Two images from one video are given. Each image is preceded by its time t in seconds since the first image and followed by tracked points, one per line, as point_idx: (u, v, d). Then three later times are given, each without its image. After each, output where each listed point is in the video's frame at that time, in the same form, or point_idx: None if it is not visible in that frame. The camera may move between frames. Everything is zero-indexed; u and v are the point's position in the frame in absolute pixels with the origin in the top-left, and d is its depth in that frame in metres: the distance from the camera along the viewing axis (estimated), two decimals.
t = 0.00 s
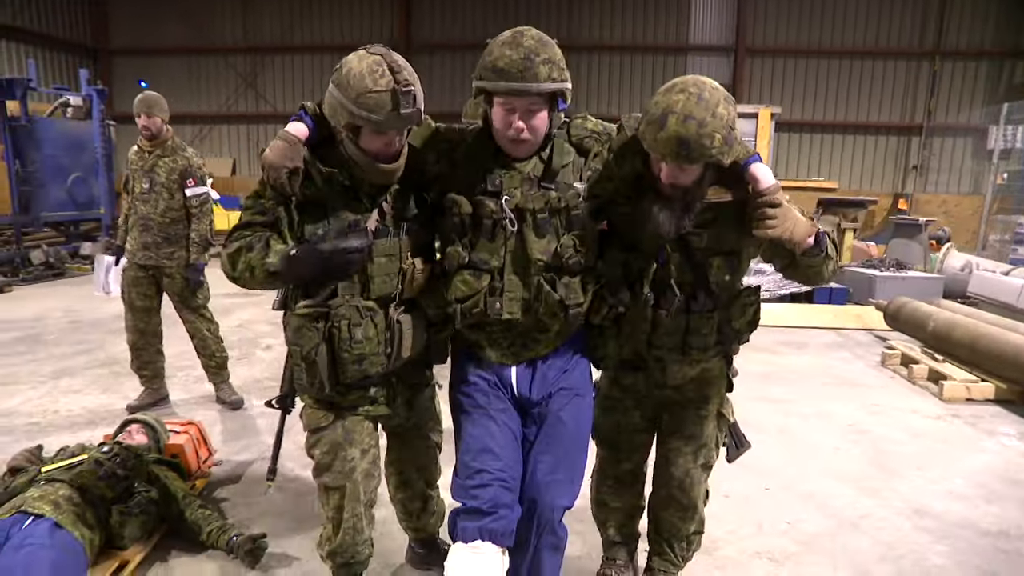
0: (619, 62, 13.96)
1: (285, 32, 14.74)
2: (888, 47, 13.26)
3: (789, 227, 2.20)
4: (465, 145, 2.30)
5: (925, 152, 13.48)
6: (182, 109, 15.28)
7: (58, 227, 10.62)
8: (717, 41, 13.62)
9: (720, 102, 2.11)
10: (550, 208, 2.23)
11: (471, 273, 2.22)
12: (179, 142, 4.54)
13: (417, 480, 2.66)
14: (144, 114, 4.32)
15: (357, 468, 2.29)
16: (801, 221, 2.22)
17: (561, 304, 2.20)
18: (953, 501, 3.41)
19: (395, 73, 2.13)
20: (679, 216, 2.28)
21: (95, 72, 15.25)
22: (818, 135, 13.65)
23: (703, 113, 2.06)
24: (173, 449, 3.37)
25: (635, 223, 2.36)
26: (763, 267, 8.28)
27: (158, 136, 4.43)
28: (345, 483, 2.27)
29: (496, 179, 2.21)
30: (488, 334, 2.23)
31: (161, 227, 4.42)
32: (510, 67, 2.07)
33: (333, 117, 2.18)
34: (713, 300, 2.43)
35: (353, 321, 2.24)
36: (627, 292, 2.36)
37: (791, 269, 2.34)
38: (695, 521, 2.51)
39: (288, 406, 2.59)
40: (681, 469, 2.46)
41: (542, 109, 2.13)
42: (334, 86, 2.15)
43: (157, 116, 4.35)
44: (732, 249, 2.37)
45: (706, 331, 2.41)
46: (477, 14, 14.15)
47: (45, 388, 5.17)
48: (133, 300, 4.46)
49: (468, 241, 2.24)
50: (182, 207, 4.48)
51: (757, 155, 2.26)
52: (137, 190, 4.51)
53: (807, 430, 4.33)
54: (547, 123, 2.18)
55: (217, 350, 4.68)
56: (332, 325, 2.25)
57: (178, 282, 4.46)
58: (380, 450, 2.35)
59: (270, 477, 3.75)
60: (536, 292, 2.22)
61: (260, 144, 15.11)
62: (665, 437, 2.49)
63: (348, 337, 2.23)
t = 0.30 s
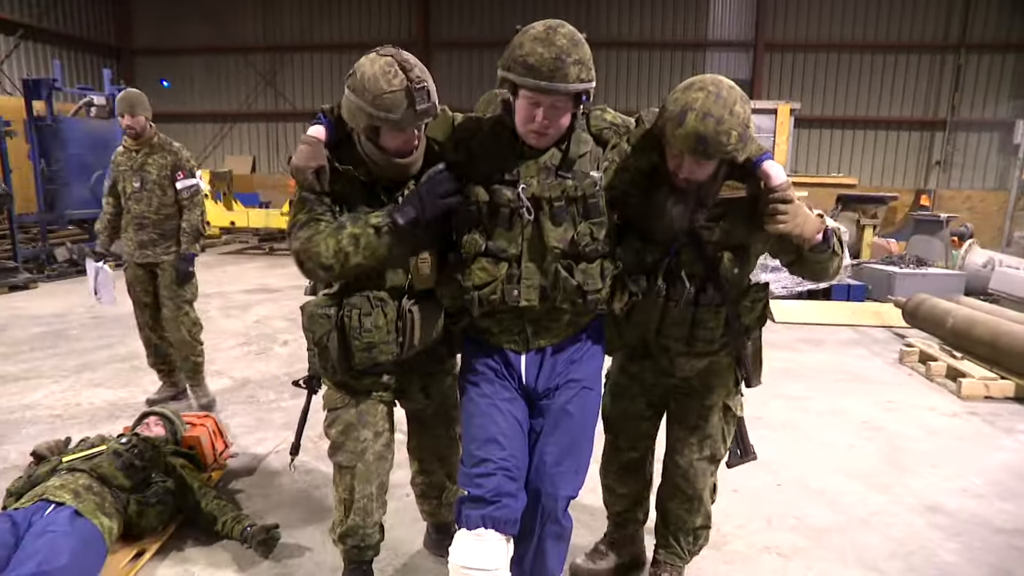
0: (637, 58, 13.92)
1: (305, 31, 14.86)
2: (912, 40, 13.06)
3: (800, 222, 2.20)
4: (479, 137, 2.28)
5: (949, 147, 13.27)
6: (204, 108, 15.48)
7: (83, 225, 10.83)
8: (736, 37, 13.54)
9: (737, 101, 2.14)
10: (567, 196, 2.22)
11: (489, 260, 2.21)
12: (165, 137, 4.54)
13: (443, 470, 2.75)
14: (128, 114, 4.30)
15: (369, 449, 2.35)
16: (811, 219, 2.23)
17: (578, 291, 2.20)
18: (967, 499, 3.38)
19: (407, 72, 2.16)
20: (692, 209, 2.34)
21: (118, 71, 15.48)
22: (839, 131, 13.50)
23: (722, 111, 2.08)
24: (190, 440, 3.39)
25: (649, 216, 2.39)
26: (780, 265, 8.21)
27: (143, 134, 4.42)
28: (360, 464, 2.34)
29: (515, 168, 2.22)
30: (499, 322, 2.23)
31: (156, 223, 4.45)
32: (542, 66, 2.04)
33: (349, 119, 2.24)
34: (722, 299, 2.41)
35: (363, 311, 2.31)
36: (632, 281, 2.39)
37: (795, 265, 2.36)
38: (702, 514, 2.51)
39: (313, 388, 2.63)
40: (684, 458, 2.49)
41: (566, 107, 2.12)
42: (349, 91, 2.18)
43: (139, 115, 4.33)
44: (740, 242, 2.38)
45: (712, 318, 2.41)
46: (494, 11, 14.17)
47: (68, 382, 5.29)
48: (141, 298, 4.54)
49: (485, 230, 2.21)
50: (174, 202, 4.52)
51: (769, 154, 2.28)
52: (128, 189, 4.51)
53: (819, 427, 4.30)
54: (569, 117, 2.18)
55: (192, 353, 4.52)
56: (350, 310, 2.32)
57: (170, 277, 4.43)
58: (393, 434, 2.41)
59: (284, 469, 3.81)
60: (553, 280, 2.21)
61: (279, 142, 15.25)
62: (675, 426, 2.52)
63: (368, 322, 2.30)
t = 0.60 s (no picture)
0: (644, 56, 13.92)
1: (313, 32, 14.94)
2: (921, 33, 12.98)
3: (806, 208, 2.23)
4: (485, 142, 2.28)
5: (959, 141, 13.20)
6: (213, 111, 15.58)
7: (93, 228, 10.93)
8: (743, 32, 13.50)
9: (742, 93, 2.15)
10: (575, 192, 2.23)
11: (501, 257, 2.25)
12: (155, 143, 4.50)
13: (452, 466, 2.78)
14: (110, 124, 4.22)
15: (384, 445, 2.38)
16: (816, 205, 2.25)
17: (590, 284, 2.22)
18: (976, 493, 3.37)
19: (410, 76, 2.17)
20: (700, 199, 2.37)
21: (128, 75, 15.61)
22: (848, 126, 13.43)
23: (728, 102, 2.10)
24: (202, 440, 3.42)
25: (655, 211, 2.41)
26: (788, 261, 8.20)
27: (129, 141, 4.36)
28: (374, 459, 2.37)
29: (524, 167, 2.24)
30: (511, 319, 2.25)
31: (147, 229, 4.46)
32: (543, 64, 2.06)
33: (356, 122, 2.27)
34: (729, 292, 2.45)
35: (376, 311, 2.34)
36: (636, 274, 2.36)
37: (799, 254, 2.38)
38: (708, 507, 2.52)
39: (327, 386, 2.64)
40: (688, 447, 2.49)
41: (570, 104, 2.14)
42: (357, 96, 2.21)
43: (122, 124, 4.25)
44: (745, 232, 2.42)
45: (718, 309, 2.44)
46: (501, 10, 14.20)
47: (80, 384, 5.35)
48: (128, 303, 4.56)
49: (496, 227, 2.25)
50: (165, 208, 4.52)
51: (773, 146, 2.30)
52: (118, 196, 4.49)
53: (827, 422, 4.30)
54: (573, 114, 2.18)
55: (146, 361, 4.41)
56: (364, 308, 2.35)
57: (161, 284, 4.45)
58: (406, 431, 2.44)
59: (295, 468, 3.85)
60: (565, 275, 2.23)
61: (288, 144, 15.33)
62: (677, 421, 2.54)
63: (383, 319, 2.33)
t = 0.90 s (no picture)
0: (643, 53, 13.92)
1: (312, 30, 14.94)
2: (919, 30, 12.99)
3: (796, 205, 2.23)
4: (492, 139, 2.35)
5: (957, 137, 13.22)
6: (212, 109, 15.57)
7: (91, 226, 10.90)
8: (742, 29, 13.51)
9: (733, 94, 2.17)
10: (579, 192, 2.27)
11: (508, 258, 2.27)
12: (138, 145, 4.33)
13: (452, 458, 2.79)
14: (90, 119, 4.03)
15: (394, 438, 2.40)
16: (807, 202, 2.26)
17: (594, 281, 2.25)
18: (975, 487, 3.40)
19: (427, 76, 2.18)
20: (694, 197, 2.39)
21: (126, 73, 15.59)
22: (847, 123, 13.46)
23: (719, 104, 2.12)
24: (207, 436, 3.44)
25: (652, 210, 2.45)
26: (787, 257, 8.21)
27: (113, 138, 4.19)
28: (383, 453, 2.38)
29: (527, 168, 2.27)
30: (516, 317, 2.28)
31: (116, 231, 4.22)
32: (543, 66, 2.11)
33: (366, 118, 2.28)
34: (724, 285, 2.47)
35: (394, 303, 2.29)
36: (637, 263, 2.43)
37: (792, 247, 2.40)
38: (712, 497, 2.54)
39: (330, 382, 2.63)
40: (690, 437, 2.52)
41: (569, 105, 2.18)
42: (371, 90, 2.22)
43: (100, 121, 4.06)
44: (740, 229, 2.42)
45: (717, 305, 2.46)
46: (500, 8, 14.21)
47: (83, 381, 5.36)
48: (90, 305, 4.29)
49: (502, 227, 2.27)
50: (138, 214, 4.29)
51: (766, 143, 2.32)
52: (92, 193, 4.28)
53: (827, 418, 4.32)
54: (574, 116, 2.23)
55: (129, 368, 4.23)
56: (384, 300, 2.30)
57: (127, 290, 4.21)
58: (414, 424, 2.46)
59: (298, 464, 3.87)
60: (569, 272, 2.27)
61: (287, 142, 15.31)
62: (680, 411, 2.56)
63: (401, 313, 2.29)
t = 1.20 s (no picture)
0: (630, 45, 13.93)
1: (300, 21, 14.84)
2: (903, 24, 13.12)
3: (772, 202, 2.25)
4: (487, 146, 2.42)
5: (942, 130, 13.33)
6: (198, 101, 15.44)
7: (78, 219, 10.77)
8: (730, 22, 13.57)
9: (707, 95, 2.19)
10: (569, 197, 2.33)
11: (504, 262, 2.32)
12: (110, 134, 4.11)
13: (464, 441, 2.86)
14: (57, 107, 3.86)
15: (413, 420, 2.43)
16: (784, 199, 2.27)
17: (586, 282, 2.30)
18: (960, 474, 3.47)
19: (444, 77, 2.20)
20: (674, 197, 2.44)
21: (111, 64, 15.45)
22: (833, 116, 13.56)
23: (694, 105, 2.14)
24: (202, 428, 3.44)
25: (637, 209, 2.51)
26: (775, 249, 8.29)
27: (82, 126, 3.99)
28: (403, 435, 2.41)
29: (520, 175, 2.31)
30: (514, 317, 2.32)
31: (88, 223, 4.08)
32: (528, 78, 2.15)
33: (374, 115, 2.26)
34: (709, 276, 2.49)
35: (422, 296, 2.34)
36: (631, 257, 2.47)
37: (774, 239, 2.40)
38: (704, 479, 2.56)
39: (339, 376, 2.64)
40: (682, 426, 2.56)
41: (555, 113, 2.21)
42: (383, 91, 2.20)
43: (68, 108, 3.87)
44: (722, 224, 2.44)
45: (705, 300, 2.48)
46: None
47: (73, 375, 5.33)
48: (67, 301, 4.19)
49: (498, 233, 2.33)
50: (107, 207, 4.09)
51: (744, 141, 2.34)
52: (64, 183, 4.13)
53: (816, 406, 4.40)
54: (562, 122, 2.27)
55: (114, 365, 4.13)
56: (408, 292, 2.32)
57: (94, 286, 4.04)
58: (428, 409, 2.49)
59: (294, 456, 3.88)
60: (563, 274, 2.32)
61: (274, 134, 15.21)
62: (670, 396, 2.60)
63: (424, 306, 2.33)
